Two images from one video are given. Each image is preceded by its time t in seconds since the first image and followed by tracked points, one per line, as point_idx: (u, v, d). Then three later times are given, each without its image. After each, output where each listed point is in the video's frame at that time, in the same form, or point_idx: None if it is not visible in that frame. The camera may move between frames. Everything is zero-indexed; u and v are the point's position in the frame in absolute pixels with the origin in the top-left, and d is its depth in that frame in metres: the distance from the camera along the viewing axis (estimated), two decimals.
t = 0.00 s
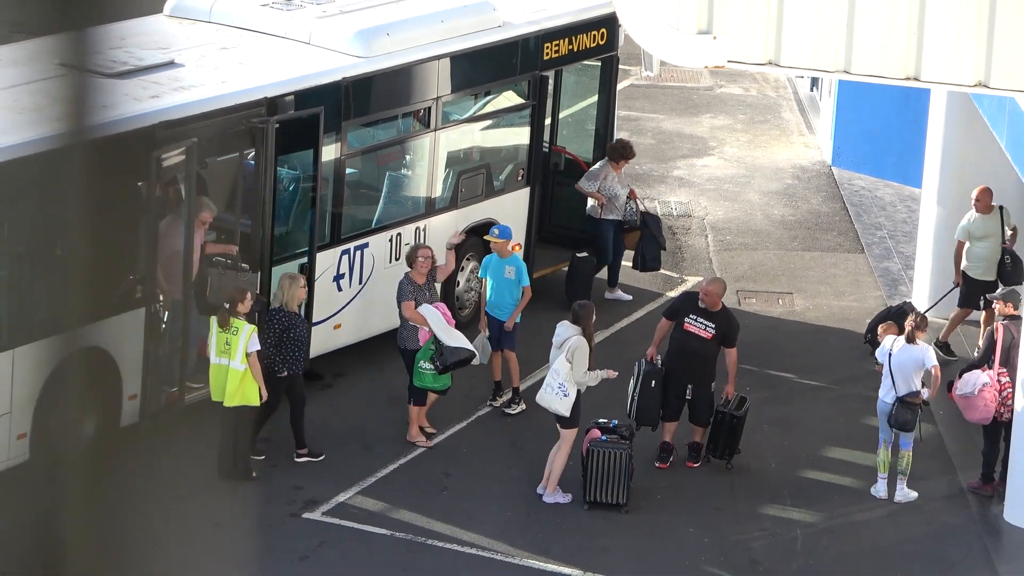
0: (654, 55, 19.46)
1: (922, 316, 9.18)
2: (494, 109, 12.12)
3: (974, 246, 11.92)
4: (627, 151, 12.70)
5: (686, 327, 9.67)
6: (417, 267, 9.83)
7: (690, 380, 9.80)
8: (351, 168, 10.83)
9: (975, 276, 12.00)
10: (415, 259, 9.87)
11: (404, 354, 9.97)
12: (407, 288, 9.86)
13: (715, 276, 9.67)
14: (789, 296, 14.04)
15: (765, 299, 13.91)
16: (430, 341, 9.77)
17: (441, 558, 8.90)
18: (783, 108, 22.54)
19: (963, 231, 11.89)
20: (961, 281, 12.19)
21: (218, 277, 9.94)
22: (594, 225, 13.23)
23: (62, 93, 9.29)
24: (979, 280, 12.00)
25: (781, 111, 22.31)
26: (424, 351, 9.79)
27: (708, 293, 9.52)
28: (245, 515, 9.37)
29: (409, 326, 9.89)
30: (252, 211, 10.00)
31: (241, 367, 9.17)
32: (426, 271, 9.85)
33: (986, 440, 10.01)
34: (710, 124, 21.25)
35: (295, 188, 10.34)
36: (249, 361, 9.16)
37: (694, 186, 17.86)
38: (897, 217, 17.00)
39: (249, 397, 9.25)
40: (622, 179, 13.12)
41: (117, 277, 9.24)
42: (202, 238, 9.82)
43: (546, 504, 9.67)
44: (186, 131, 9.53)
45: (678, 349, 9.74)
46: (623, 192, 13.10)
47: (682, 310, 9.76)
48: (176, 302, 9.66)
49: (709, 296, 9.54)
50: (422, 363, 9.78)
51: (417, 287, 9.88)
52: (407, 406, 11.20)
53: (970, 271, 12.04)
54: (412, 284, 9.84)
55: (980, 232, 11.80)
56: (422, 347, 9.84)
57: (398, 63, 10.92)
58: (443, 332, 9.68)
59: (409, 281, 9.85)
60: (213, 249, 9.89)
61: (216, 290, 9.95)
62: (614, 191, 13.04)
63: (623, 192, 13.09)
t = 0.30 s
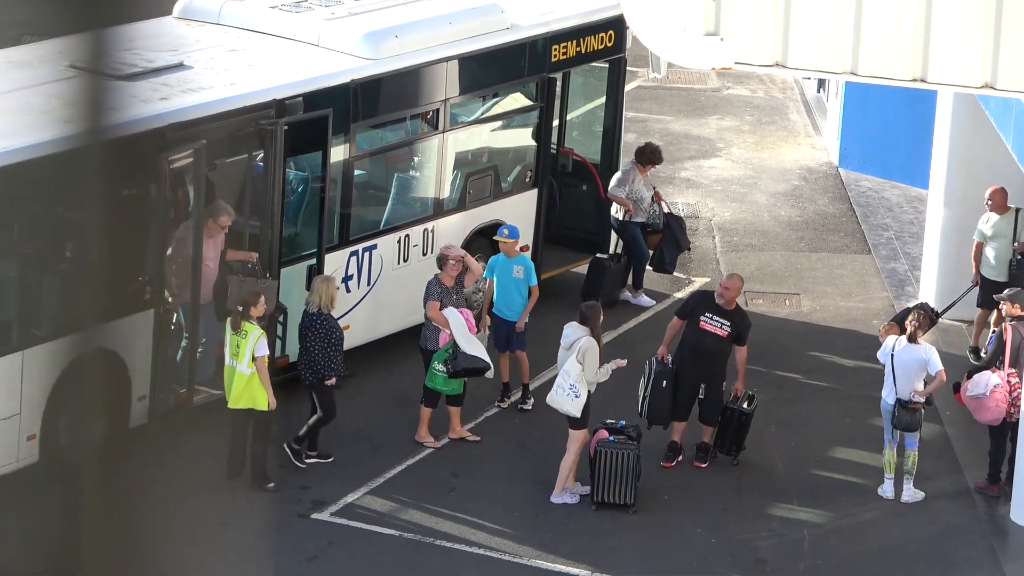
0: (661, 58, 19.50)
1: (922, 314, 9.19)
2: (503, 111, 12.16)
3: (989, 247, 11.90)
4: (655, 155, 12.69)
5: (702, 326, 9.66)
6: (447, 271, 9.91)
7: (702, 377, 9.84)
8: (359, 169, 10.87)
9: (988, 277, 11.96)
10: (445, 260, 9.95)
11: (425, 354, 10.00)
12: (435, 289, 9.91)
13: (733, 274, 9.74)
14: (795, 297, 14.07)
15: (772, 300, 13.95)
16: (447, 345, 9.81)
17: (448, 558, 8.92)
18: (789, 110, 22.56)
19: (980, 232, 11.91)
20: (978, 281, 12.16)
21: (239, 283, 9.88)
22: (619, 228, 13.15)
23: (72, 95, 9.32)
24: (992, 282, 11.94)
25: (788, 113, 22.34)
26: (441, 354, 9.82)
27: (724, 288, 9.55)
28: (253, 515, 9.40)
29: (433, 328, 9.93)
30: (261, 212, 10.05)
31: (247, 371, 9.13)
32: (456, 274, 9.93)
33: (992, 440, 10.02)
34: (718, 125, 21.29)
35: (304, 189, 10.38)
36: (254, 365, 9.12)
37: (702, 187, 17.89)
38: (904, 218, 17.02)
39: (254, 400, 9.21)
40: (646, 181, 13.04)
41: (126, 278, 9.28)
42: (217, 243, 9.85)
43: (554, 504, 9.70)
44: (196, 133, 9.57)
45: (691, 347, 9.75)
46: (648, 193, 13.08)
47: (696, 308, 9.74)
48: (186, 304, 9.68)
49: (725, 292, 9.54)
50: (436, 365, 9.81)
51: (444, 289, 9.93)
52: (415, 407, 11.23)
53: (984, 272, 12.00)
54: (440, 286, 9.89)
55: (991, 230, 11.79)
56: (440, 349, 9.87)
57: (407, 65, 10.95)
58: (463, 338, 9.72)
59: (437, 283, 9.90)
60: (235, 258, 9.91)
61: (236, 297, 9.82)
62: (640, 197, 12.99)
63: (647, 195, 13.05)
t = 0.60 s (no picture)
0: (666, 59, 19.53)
1: (924, 315, 9.19)
2: (507, 112, 12.17)
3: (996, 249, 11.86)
4: (674, 162, 12.59)
5: (709, 323, 9.69)
6: (468, 270, 9.96)
7: (714, 376, 9.85)
8: (364, 171, 10.87)
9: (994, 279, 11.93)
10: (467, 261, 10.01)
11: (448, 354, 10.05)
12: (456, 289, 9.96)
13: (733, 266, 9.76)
14: (799, 298, 14.07)
15: (776, 300, 13.95)
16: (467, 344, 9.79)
17: (453, 559, 8.92)
18: (794, 110, 22.54)
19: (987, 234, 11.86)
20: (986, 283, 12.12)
21: (250, 286, 9.95)
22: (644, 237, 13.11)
23: (75, 98, 9.34)
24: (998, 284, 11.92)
25: (792, 113, 22.34)
26: (460, 353, 9.81)
27: (725, 280, 9.62)
28: (257, 516, 9.40)
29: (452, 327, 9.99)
30: (265, 213, 10.07)
31: (260, 378, 9.08)
32: (477, 274, 9.98)
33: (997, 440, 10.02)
34: (722, 126, 21.29)
35: (308, 191, 10.41)
36: (267, 372, 9.08)
37: (706, 188, 17.90)
38: (908, 219, 17.02)
39: (268, 408, 9.15)
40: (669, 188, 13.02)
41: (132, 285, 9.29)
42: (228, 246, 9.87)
43: (559, 506, 9.70)
44: (201, 134, 9.59)
45: (701, 347, 9.75)
46: (671, 201, 13.06)
47: (699, 308, 9.75)
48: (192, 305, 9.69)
49: (727, 283, 9.60)
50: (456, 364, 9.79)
51: (464, 289, 9.95)
52: (420, 408, 11.24)
53: (990, 274, 11.97)
54: (460, 285, 9.92)
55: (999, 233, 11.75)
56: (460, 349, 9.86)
57: (411, 67, 10.96)
58: (483, 336, 9.69)
59: (456, 283, 9.93)
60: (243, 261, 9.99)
61: (246, 299, 9.90)
62: (665, 206, 12.97)
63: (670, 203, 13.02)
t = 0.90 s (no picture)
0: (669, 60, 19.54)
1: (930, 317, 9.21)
2: (511, 112, 12.17)
3: (1002, 253, 11.83)
4: (687, 164, 12.56)
5: (710, 323, 9.71)
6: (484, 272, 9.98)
7: (720, 376, 9.84)
8: (368, 172, 10.87)
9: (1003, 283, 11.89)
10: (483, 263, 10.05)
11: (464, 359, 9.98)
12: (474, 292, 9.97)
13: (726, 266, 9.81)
14: (803, 299, 14.07)
15: (780, 301, 13.96)
16: (490, 345, 9.77)
17: (457, 560, 8.92)
18: (797, 111, 22.54)
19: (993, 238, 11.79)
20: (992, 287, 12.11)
21: (256, 289, 10.03)
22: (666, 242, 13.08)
23: (78, 98, 9.34)
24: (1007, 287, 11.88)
25: (796, 114, 22.34)
26: (486, 356, 9.77)
27: (720, 277, 9.66)
28: (261, 516, 9.40)
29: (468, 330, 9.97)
30: (269, 214, 10.06)
31: (268, 382, 9.08)
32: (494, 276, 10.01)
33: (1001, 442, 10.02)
34: (726, 127, 21.29)
35: (312, 191, 10.41)
36: (275, 376, 9.06)
37: (710, 188, 17.90)
38: (912, 219, 17.02)
39: (275, 413, 9.14)
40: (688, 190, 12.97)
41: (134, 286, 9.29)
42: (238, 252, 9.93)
43: (562, 506, 9.70)
44: (204, 134, 9.58)
45: (705, 348, 9.77)
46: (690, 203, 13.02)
47: (698, 309, 9.76)
48: (195, 304, 9.73)
49: (722, 279, 9.64)
50: (484, 367, 9.75)
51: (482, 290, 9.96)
52: (424, 408, 11.24)
53: (998, 278, 11.94)
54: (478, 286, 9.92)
55: (1009, 238, 11.70)
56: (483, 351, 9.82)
57: (415, 67, 10.96)
58: (506, 336, 9.71)
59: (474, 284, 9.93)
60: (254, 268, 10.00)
61: (253, 303, 9.99)
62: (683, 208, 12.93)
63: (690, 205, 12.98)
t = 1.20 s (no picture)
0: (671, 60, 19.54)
1: (940, 314, 9.22)
2: (513, 112, 12.17)
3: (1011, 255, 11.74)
4: (694, 164, 12.38)
5: (704, 324, 9.70)
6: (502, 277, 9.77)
7: (717, 375, 9.86)
8: (370, 172, 10.87)
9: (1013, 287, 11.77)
10: (498, 268, 9.78)
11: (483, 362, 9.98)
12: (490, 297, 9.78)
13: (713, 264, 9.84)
14: (805, 299, 14.06)
15: (782, 301, 13.96)
16: (515, 350, 9.81)
17: (459, 560, 8.92)
18: (799, 111, 22.55)
19: (1003, 240, 11.69)
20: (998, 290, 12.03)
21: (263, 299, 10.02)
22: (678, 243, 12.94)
23: (79, 99, 9.34)
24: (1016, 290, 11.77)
25: (798, 114, 22.34)
26: (512, 361, 9.81)
27: (709, 276, 9.68)
28: (263, 517, 9.40)
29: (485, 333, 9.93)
30: (271, 214, 10.05)
31: (272, 383, 9.07)
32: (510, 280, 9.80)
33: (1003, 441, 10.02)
34: (728, 127, 21.28)
35: (314, 191, 10.39)
36: (279, 379, 9.04)
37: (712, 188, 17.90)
38: (914, 219, 17.01)
39: (276, 415, 9.11)
40: (703, 193, 12.65)
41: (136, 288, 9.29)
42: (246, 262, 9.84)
43: (565, 506, 9.70)
44: (207, 135, 9.57)
45: (700, 347, 9.79)
46: (703, 207, 12.71)
47: (692, 310, 9.72)
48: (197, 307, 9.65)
49: (711, 278, 9.65)
50: (511, 373, 9.80)
51: (501, 297, 9.82)
52: (426, 408, 11.24)
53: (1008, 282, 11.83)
54: (497, 294, 9.77)
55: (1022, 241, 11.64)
56: (507, 356, 9.85)
57: (416, 67, 10.96)
58: (532, 345, 9.70)
59: (492, 290, 9.76)
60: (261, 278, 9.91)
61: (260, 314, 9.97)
62: (693, 211, 12.68)
63: (703, 208, 12.70)
